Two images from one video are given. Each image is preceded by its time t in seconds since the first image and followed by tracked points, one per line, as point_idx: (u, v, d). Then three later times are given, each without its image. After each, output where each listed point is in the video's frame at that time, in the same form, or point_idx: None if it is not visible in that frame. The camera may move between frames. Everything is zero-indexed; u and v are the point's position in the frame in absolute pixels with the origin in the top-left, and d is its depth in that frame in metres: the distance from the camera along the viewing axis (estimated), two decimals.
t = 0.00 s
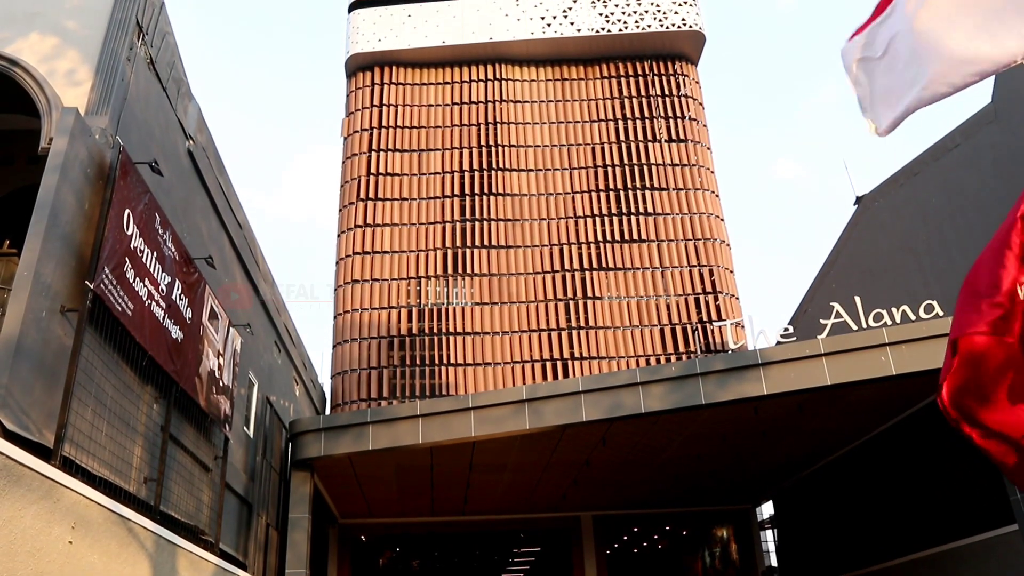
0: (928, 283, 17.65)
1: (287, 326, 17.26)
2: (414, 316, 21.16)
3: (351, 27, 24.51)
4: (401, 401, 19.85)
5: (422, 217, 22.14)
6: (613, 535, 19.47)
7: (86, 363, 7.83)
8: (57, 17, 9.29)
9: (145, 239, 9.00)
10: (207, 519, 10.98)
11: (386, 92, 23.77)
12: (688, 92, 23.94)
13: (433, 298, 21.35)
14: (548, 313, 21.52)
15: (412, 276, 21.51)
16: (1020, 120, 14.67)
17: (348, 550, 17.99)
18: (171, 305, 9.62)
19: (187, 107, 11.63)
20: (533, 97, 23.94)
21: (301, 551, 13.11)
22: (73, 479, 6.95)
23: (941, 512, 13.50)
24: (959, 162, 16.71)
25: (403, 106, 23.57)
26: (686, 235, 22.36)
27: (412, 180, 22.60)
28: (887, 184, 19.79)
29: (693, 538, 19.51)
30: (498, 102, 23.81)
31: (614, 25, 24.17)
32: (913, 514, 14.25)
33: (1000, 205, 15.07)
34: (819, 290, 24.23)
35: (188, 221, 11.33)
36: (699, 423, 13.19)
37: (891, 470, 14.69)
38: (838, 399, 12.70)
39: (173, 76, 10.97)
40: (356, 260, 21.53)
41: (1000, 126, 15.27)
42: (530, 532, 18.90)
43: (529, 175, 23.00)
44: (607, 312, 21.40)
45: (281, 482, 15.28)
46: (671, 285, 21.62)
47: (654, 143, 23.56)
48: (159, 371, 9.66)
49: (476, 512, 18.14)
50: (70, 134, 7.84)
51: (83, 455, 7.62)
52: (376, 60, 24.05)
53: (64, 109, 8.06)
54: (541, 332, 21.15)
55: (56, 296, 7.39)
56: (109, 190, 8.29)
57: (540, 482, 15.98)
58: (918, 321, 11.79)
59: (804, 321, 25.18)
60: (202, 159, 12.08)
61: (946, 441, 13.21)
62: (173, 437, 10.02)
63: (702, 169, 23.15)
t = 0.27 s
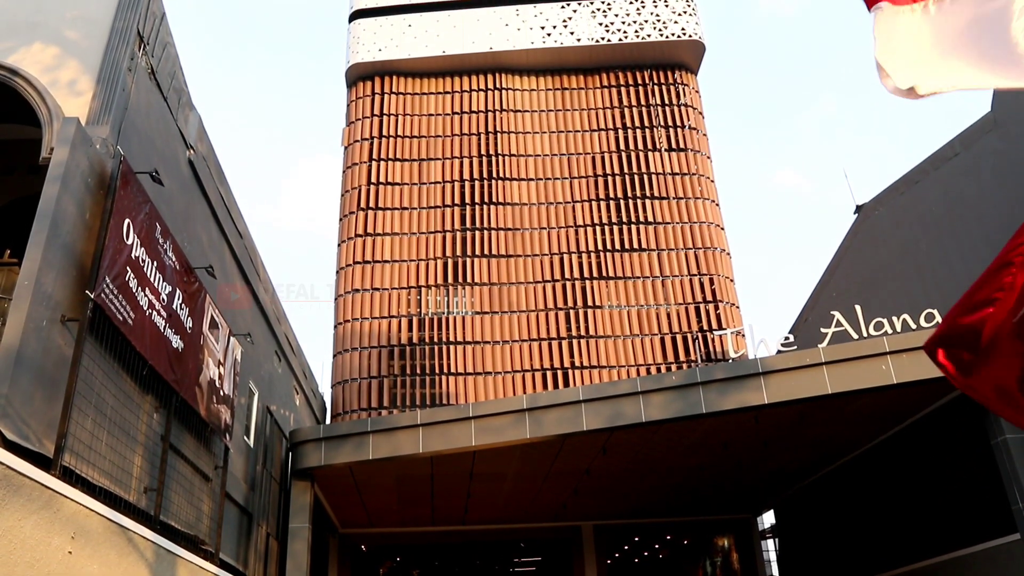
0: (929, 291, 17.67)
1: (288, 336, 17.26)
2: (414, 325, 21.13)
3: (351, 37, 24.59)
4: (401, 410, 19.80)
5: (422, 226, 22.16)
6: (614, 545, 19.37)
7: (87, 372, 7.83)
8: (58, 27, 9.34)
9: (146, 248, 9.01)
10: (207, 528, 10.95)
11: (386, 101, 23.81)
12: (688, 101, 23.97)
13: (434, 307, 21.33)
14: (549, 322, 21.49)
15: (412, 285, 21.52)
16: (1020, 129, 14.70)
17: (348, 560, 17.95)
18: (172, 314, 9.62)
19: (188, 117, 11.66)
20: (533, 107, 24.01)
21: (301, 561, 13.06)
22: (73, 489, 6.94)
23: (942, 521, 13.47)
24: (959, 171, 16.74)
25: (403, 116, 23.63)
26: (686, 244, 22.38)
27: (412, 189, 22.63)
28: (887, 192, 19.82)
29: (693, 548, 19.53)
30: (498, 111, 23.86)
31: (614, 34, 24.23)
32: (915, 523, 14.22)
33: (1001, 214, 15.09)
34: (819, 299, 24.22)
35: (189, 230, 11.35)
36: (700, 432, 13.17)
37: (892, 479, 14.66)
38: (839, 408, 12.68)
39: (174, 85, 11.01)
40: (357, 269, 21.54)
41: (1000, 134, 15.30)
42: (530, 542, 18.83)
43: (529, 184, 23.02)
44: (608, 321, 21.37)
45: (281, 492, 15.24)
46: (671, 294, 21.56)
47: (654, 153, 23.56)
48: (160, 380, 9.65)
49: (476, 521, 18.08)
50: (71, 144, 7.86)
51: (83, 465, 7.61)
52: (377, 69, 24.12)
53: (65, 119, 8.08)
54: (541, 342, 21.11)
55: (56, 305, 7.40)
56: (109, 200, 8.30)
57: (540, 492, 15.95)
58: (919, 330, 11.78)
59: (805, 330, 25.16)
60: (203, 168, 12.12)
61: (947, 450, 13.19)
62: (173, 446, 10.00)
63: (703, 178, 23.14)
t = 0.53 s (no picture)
0: (929, 301, 17.68)
1: (288, 346, 17.27)
2: (415, 335, 21.08)
3: (352, 48, 24.67)
4: (401, 421, 19.75)
5: (423, 236, 22.17)
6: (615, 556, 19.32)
7: (87, 383, 7.82)
8: (60, 39, 9.39)
9: (146, 258, 9.03)
10: (207, 539, 10.92)
11: (387, 112, 23.86)
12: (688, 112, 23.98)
13: (434, 318, 21.29)
14: (549, 332, 21.42)
15: (413, 295, 21.51)
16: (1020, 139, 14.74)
17: (348, 571, 17.88)
18: (172, 325, 9.61)
19: (189, 128, 11.69)
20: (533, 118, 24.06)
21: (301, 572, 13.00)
22: (72, 500, 6.92)
23: (945, 532, 13.41)
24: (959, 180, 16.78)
25: (404, 126, 23.66)
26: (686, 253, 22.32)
27: (413, 200, 22.66)
28: (887, 202, 19.86)
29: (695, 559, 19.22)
30: (499, 122, 23.91)
31: (614, 45, 24.29)
32: (918, 534, 14.15)
33: (1002, 223, 15.12)
34: (820, 309, 24.21)
35: (190, 241, 11.38)
36: (701, 442, 13.13)
37: (894, 489, 14.61)
38: (841, 418, 12.66)
39: (175, 96, 11.06)
40: (357, 279, 21.54)
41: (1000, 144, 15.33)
42: (531, 553, 18.73)
43: (530, 195, 23.03)
44: (608, 331, 21.29)
45: (281, 503, 15.19)
46: (672, 304, 21.49)
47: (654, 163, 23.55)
48: (160, 391, 9.65)
49: (476, 532, 18.02)
50: (72, 155, 7.88)
51: (83, 476, 7.60)
52: (377, 80, 24.19)
53: (67, 130, 8.09)
54: (541, 352, 21.02)
55: (57, 316, 7.40)
56: (111, 211, 8.32)
57: (541, 502, 15.89)
58: (920, 340, 11.76)
59: (806, 340, 25.13)
60: (204, 179, 12.16)
61: (949, 460, 13.16)
62: (173, 457, 9.97)
63: (703, 188, 23.14)
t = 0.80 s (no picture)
0: (930, 310, 17.68)
1: (288, 355, 17.26)
2: (417, 344, 20.82)
3: (352, 57, 24.66)
4: (402, 430, 19.55)
5: (424, 245, 22.02)
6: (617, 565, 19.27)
7: (87, 393, 7.82)
8: (63, 49, 9.48)
9: (146, 268, 9.03)
10: (206, 549, 10.88)
11: (387, 121, 23.82)
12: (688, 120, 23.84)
13: (435, 327, 21.09)
14: (550, 341, 21.16)
15: (414, 304, 21.28)
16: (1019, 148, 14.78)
17: None
18: (172, 334, 9.60)
19: (189, 138, 11.72)
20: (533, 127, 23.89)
21: None
22: (71, 510, 6.91)
23: (947, 541, 13.38)
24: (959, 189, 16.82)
25: (405, 135, 23.58)
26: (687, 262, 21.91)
27: (413, 210, 22.56)
28: (887, 211, 19.86)
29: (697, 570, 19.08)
30: (500, 131, 23.83)
31: (614, 54, 24.21)
32: (920, 543, 14.12)
33: (1001, 232, 15.14)
34: (820, 318, 24.20)
35: (189, 250, 11.37)
36: (701, 451, 13.11)
37: (896, 498, 14.57)
38: (841, 427, 12.65)
39: (176, 106, 11.09)
40: (357, 289, 21.39)
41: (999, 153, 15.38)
42: (532, 563, 18.64)
43: (532, 204, 22.84)
44: (609, 340, 21.01)
45: (281, 513, 15.15)
46: (672, 313, 21.25)
47: (654, 172, 23.27)
48: (160, 401, 9.64)
49: (477, 542, 17.93)
50: (73, 164, 7.91)
51: (83, 486, 7.58)
52: (377, 89, 24.17)
53: (68, 140, 8.11)
54: (542, 361, 20.80)
55: (57, 325, 7.40)
56: (111, 220, 8.34)
57: (542, 512, 15.84)
58: (920, 348, 11.75)
59: (806, 349, 25.09)
60: (204, 188, 12.17)
61: (951, 468, 13.15)
62: (173, 466, 9.95)
63: (703, 197, 22.93)
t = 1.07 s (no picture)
0: (930, 318, 17.70)
1: (289, 365, 17.30)
2: (418, 353, 20.36)
3: (352, 67, 24.43)
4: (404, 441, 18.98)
5: (426, 254, 21.57)
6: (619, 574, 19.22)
7: (87, 403, 7.81)
8: (64, 59, 9.54)
9: (146, 278, 9.02)
10: (206, 559, 10.85)
11: (387, 131, 23.50)
12: (688, 130, 23.44)
13: (435, 336, 20.58)
14: (551, 351, 20.62)
15: (415, 313, 20.82)
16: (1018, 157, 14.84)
17: None
18: (172, 344, 9.59)
19: (190, 147, 11.75)
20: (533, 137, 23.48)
21: None
22: (70, 520, 6.90)
23: (949, 550, 13.37)
24: (958, 198, 16.88)
25: (404, 146, 23.24)
26: (688, 270, 21.46)
27: (415, 219, 22.11)
28: (886, 220, 19.88)
29: None
30: (500, 141, 23.38)
31: (614, 65, 23.80)
32: (921, 552, 14.12)
33: (1001, 240, 15.16)
34: (820, 327, 24.19)
35: (189, 260, 11.35)
36: (702, 461, 13.09)
37: (897, 508, 14.55)
38: (842, 437, 12.64)
39: (177, 116, 11.12)
40: (357, 298, 20.92)
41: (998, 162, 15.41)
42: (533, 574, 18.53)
43: (533, 213, 22.35)
44: (609, 349, 20.47)
45: (281, 522, 15.12)
46: (672, 322, 20.72)
47: (655, 181, 22.81)
48: (160, 410, 9.63)
49: (478, 552, 17.93)
50: (74, 173, 7.93)
51: (82, 496, 7.56)
52: (377, 99, 23.91)
53: (69, 150, 8.14)
54: (543, 370, 20.28)
55: (58, 335, 7.41)
56: (112, 230, 8.36)
57: (542, 522, 15.79)
58: (920, 357, 11.74)
59: (806, 357, 25.07)
60: (205, 198, 12.18)
61: (951, 478, 13.15)
62: (172, 476, 9.93)
63: (703, 207, 22.45)
